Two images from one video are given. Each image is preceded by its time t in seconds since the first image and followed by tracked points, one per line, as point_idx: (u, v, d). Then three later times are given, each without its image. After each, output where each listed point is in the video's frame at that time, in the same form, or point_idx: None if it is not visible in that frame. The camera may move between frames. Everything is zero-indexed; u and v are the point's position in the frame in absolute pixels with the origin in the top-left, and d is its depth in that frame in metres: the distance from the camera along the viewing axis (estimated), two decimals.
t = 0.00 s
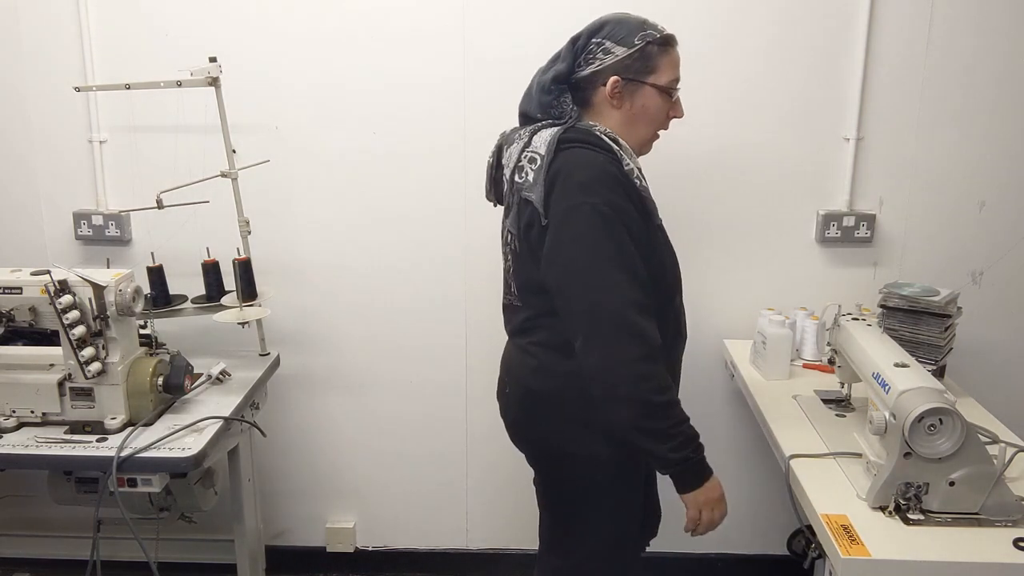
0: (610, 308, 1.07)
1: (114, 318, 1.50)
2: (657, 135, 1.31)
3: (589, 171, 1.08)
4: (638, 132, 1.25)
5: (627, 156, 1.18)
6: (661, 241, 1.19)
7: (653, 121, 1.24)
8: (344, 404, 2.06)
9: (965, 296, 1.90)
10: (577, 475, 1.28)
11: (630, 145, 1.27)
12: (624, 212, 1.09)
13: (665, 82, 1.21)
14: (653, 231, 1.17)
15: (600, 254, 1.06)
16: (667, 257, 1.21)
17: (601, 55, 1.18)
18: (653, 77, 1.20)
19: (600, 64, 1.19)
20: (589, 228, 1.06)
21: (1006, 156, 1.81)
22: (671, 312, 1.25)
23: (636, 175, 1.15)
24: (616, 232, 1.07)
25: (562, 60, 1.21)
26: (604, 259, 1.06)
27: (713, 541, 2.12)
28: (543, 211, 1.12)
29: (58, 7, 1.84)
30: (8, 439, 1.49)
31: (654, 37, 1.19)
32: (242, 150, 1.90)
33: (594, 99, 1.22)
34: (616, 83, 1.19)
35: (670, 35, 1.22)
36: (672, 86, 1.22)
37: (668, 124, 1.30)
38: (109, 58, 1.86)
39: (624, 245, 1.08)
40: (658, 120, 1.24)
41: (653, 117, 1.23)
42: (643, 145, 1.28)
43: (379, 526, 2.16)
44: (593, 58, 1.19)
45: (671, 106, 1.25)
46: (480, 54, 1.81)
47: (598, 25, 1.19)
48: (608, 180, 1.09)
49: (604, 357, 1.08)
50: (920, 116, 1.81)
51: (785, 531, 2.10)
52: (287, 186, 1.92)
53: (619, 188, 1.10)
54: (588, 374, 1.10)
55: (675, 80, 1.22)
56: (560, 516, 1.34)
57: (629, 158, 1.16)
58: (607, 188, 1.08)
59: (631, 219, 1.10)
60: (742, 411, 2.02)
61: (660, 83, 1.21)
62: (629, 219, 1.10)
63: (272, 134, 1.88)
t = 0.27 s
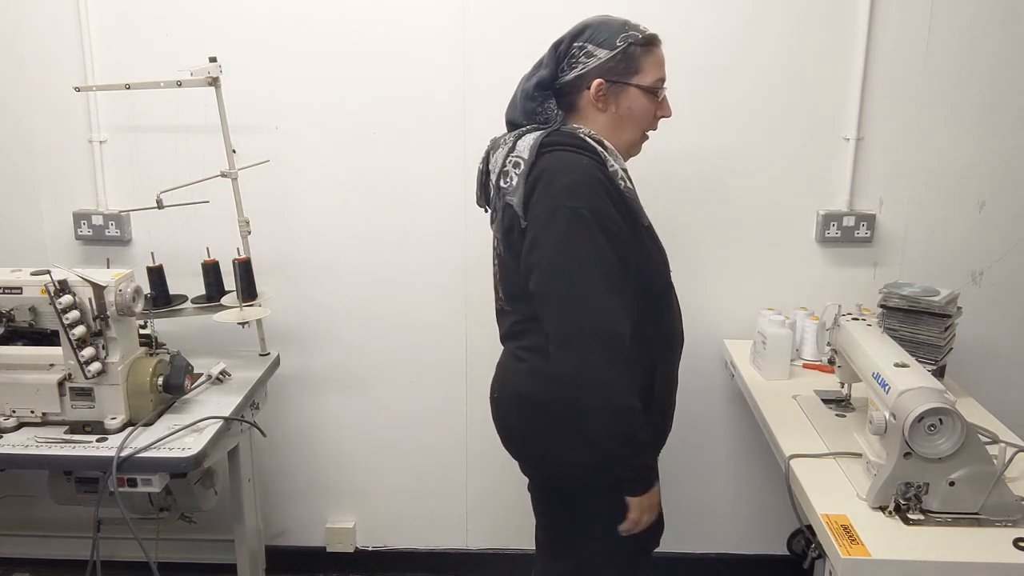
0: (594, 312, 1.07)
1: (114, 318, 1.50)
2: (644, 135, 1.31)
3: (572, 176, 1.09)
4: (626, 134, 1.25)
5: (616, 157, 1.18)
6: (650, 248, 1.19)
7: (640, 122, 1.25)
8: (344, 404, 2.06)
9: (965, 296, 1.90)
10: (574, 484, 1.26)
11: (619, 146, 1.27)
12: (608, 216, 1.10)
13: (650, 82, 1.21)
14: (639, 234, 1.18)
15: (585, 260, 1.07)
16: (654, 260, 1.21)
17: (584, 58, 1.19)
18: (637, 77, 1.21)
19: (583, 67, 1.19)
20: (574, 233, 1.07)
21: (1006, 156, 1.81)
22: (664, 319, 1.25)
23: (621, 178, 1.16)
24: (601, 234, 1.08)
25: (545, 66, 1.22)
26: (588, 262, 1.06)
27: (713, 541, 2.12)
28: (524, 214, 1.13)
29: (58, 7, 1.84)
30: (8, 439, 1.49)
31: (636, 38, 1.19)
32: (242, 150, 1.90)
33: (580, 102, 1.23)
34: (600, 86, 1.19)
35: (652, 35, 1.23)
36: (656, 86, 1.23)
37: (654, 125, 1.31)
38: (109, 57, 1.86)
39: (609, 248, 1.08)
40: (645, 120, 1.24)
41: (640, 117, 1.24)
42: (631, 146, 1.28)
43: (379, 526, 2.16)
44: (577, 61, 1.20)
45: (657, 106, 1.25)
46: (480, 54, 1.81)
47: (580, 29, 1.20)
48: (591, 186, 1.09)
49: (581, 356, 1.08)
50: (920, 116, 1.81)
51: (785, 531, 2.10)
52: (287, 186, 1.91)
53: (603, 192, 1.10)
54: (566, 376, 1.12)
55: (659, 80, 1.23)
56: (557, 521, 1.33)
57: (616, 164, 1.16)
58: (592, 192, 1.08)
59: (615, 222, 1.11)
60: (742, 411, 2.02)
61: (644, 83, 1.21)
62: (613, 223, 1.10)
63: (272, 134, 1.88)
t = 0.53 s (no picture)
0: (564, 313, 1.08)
1: (114, 318, 1.50)
2: (638, 133, 1.30)
3: (549, 177, 1.10)
4: (614, 133, 1.25)
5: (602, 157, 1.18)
6: (630, 249, 1.20)
7: (628, 119, 1.24)
8: (344, 404, 2.06)
9: (965, 296, 1.90)
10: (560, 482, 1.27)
11: (609, 145, 1.27)
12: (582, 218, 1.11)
13: (633, 79, 1.21)
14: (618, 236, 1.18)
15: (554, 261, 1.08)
16: (636, 264, 1.21)
17: (565, 59, 1.21)
18: (620, 75, 1.20)
19: (565, 68, 1.21)
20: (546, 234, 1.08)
21: (1005, 155, 1.81)
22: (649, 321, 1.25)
23: (603, 181, 1.16)
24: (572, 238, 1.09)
25: (530, 70, 1.25)
26: (558, 265, 1.07)
27: (713, 541, 2.12)
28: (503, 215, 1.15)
29: (58, 7, 1.84)
30: (8, 439, 1.49)
31: (616, 36, 1.20)
32: (241, 150, 1.90)
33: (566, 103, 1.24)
34: (581, 86, 1.20)
35: (636, 32, 1.23)
36: (641, 83, 1.22)
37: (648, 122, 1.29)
38: (109, 57, 1.86)
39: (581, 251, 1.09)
40: (632, 118, 1.24)
41: (626, 115, 1.23)
42: (622, 145, 1.28)
43: (379, 526, 2.16)
44: (558, 63, 1.21)
45: (644, 103, 1.24)
46: (480, 54, 1.81)
47: (561, 32, 1.22)
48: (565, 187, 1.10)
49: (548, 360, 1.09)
50: (919, 116, 1.81)
51: (785, 531, 2.10)
52: (287, 186, 1.91)
53: (581, 195, 1.11)
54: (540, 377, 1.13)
55: (644, 76, 1.22)
56: (552, 521, 1.33)
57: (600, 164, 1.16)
58: (566, 194, 1.09)
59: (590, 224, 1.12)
60: (742, 411, 2.02)
61: (627, 80, 1.21)
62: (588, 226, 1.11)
63: (272, 134, 1.88)
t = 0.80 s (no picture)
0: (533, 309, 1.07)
1: (114, 318, 1.50)
2: (623, 125, 1.25)
3: (521, 177, 1.10)
4: (585, 125, 1.23)
5: (575, 150, 1.19)
6: (611, 250, 1.18)
7: (596, 109, 1.22)
8: (344, 404, 2.06)
9: (966, 296, 1.90)
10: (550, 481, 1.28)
11: (586, 137, 1.25)
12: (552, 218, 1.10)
13: (596, 66, 1.20)
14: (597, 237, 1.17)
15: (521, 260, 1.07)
16: (616, 266, 1.19)
17: (538, 58, 1.25)
18: (583, 65, 1.21)
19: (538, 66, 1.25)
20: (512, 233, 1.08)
21: (1006, 155, 1.81)
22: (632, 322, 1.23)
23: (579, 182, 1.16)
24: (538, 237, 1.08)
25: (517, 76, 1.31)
26: (522, 264, 1.07)
27: (713, 540, 2.12)
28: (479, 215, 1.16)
29: (58, 7, 1.84)
30: (8, 439, 1.49)
31: (581, 29, 1.21)
32: (242, 150, 1.90)
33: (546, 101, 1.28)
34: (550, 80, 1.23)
35: (608, 23, 1.23)
36: (606, 71, 1.21)
37: (630, 112, 1.24)
38: (109, 57, 1.86)
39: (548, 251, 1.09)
40: (601, 108, 1.21)
41: (594, 103, 1.21)
42: (601, 136, 1.24)
43: (379, 526, 2.16)
44: (534, 63, 1.26)
45: (614, 90, 1.21)
46: (480, 54, 1.81)
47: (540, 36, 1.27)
48: (533, 187, 1.10)
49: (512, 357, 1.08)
50: (920, 116, 1.81)
51: (786, 532, 2.10)
52: (288, 185, 1.91)
53: (552, 195, 1.10)
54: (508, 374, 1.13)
55: (610, 63, 1.20)
56: (546, 521, 1.33)
57: (577, 163, 1.17)
58: (535, 193, 1.09)
59: (562, 225, 1.11)
60: (743, 411, 2.02)
61: (590, 69, 1.20)
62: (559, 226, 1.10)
63: (272, 134, 1.88)
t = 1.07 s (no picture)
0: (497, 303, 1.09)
1: (114, 318, 1.50)
2: (602, 130, 1.23)
3: (495, 179, 1.15)
4: (564, 126, 1.24)
5: (556, 151, 1.21)
6: (589, 248, 1.19)
7: (572, 113, 1.22)
8: (344, 404, 2.06)
9: (966, 296, 1.90)
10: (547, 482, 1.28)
11: (565, 140, 1.25)
12: (519, 217, 1.12)
13: (575, 69, 1.20)
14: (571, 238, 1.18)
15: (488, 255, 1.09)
16: (592, 267, 1.19)
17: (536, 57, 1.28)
18: (566, 66, 1.21)
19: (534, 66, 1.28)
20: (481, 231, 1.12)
21: (1005, 155, 1.81)
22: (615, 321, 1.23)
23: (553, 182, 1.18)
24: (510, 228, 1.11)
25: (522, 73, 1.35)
26: (492, 252, 1.09)
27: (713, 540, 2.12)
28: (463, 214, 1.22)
29: (58, 7, 1.84)
30: (8, 439, 1.49)
31: (570, 29, 1.22)
32: (242, 150, 1.90)
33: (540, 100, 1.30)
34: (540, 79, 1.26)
35: (599, 23, 1.21)
36: (583, 75, 1.20)
37: (611, 119, 1.21)
38: (109, 57, 1.86)
39: (520, 242, 1.11)
40: (575, 111, 1.21)
41: (571, 106, 1.21)
42: (578, 142, 1.24)
43: (379, 527, 2.16)
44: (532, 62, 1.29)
45: (592, 95, 1.20)
46: (480, 54, 1.81)
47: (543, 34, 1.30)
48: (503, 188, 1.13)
49: (480, 337, 1.09)
50: (920, 116, 1.81)
51: (786, 532, 2.10)
52: (288, 185, 1.91)
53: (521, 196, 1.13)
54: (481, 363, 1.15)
55: (591, 66, 1.19)
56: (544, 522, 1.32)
57: (554, 163, 1.19)
58: (505, 193, 1.13)
59: (531, 225, 1.13)
60: (743, 411, 2.02)
61: (570, 71, 1.21)
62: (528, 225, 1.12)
63: (272, 134, 1.88)
